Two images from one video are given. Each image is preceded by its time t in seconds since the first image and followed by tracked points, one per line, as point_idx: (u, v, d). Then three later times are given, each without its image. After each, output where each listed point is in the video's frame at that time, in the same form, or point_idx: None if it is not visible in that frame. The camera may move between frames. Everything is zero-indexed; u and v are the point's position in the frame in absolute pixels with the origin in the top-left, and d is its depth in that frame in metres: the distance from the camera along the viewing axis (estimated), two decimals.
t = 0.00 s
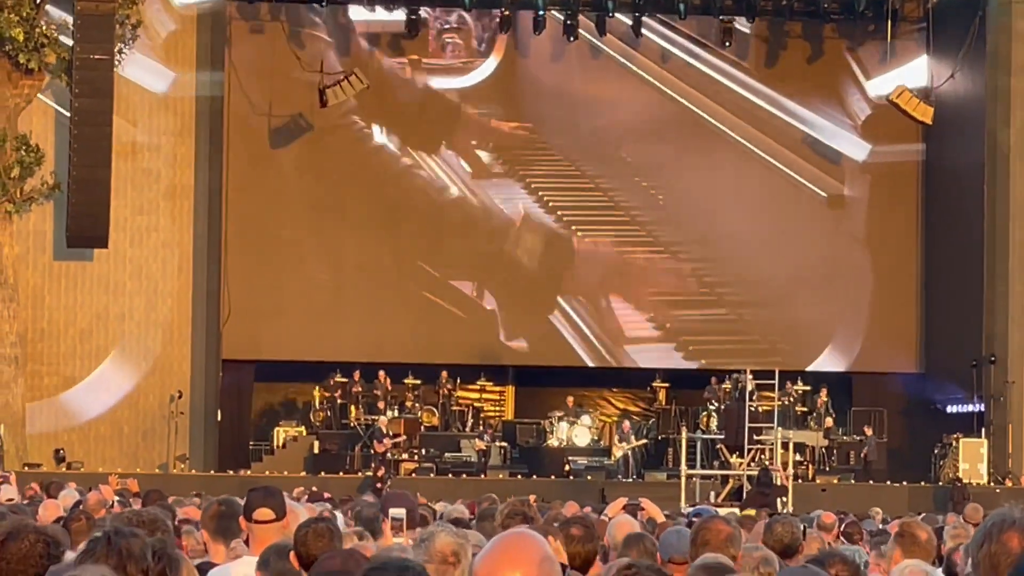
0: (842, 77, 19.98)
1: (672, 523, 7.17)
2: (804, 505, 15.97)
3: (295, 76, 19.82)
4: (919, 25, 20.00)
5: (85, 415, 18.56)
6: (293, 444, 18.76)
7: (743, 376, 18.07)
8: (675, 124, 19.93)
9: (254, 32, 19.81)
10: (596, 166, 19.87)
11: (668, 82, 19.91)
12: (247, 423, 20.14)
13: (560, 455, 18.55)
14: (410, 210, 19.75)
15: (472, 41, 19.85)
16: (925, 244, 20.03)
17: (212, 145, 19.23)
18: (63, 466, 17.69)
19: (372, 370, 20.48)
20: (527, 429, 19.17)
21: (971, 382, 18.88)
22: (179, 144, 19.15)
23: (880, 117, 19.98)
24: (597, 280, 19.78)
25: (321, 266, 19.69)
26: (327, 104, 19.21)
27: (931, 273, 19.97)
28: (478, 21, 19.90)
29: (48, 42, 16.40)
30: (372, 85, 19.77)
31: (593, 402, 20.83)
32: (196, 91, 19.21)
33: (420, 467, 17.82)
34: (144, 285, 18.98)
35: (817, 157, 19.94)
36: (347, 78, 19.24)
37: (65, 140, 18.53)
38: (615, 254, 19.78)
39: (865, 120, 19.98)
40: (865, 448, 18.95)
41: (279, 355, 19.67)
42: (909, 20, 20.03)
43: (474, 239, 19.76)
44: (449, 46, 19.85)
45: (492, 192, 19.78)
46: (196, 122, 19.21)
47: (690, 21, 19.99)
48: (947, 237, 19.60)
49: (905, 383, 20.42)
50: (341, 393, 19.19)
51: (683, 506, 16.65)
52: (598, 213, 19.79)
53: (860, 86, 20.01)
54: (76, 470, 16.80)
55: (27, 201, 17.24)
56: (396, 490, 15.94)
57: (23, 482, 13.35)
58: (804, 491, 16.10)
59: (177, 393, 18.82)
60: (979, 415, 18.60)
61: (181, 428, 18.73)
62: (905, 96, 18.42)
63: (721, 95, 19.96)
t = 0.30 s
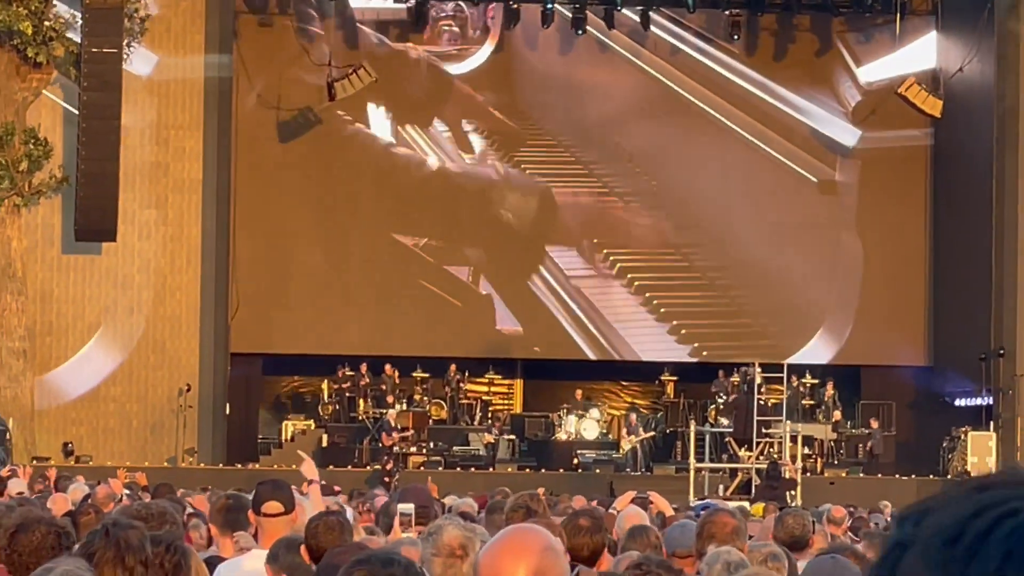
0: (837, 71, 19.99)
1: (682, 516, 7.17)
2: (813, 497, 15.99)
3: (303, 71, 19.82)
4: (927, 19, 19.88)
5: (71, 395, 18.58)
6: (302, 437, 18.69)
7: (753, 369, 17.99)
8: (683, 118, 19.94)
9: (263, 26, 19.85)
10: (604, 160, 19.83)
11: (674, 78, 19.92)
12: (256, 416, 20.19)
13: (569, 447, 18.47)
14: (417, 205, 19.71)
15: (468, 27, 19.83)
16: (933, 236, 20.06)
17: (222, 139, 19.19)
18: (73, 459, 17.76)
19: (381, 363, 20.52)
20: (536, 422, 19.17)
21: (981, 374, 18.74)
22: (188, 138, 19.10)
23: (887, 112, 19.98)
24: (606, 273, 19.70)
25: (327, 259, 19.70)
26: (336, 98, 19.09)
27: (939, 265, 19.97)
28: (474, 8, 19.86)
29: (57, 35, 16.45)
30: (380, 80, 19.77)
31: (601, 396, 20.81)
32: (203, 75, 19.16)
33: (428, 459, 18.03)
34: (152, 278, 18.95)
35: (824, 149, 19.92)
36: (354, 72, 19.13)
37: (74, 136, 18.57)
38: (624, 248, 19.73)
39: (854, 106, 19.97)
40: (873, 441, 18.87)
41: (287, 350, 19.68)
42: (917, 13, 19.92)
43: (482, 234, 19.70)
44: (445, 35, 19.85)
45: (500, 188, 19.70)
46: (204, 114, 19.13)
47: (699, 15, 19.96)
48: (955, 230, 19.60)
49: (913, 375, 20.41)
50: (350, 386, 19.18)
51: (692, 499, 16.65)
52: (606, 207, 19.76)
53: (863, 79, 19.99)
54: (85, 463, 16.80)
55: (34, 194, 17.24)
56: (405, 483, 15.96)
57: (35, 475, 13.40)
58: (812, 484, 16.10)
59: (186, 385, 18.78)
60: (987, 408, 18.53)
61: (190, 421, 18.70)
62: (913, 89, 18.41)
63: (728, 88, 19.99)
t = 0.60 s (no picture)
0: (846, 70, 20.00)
1: (694, 515, 7.15)
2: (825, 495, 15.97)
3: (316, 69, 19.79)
4: (940, 14, 19.89)
5: (60, 380, 18.63)
6: (314, 435, 18.70)
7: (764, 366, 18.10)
8: (696, 115, 19.91)
9: (277, 24, 19.88)
10: (614, 157, 19.82)
11: (685, 78, 19.87)
12: (269, 414, 20.21)
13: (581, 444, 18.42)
14: (428, 202, 19.65)
15: (468, 21, 19.79)
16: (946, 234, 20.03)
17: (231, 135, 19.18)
18: (86, 457, 17.78)
19: (394, 361, 20.53)
20: (548, 421, 19.14)
21: (994, 372, 18.81)
22: (200, 136, 19.11)
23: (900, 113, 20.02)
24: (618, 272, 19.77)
25: (336, 253, 19.65)
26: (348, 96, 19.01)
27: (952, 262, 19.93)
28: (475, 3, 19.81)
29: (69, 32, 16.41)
30: (392, 79, 19.70)
31: (614, 393, 20.81)
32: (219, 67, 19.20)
33: (441, 458, 17.91)
34: (164, 276, 18.94)
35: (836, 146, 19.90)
36: (367, 70, 18.99)
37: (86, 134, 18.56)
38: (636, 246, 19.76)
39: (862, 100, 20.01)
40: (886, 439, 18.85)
41: (293, 344, 19.57)
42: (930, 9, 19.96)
43: (495, 231, 19.63)
44: (444, 28, 19.79)
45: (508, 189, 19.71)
46: (216, 110, 19.16)
47: (712, 12, 19.93)
48: (968, 228, 19.57)
49: (926, 373, 20.37)
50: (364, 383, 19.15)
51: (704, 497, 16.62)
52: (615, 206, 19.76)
53: (871, 77, 20.03)
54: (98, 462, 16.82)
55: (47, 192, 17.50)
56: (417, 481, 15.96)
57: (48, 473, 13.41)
58: (824, 481, 16.10)
59: (198, 384, 18.75)
60: (1000, 406, 18.47)
61: (202, 419, 18.68)
62: (926, 87, 18.40)
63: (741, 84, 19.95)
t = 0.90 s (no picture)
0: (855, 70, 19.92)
1: (703, 515, 7.16)
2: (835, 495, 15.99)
3: (325, 70, 19.75)
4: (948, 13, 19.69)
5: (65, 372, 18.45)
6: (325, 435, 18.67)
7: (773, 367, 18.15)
8: (706, 114, 19.88)
9: (285, 20, 19.77)
10: (630, 157, 19.85)
11: (695, 77, 19.83)
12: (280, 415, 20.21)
13: (591, 445, 18.46)
14: (444, 203, 19.79)
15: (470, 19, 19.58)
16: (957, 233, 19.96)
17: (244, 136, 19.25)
18: (95, 458, 17.76)
19: (404, 362, 20.56)
20: (559, 421, 19.04)
21: (1003, 372, 18.77)
22: (210, 137, 18.85)
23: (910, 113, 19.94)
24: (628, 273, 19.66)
25: (350, 254, 19.76)
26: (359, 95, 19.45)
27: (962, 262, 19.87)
28: None
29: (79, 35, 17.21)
30: (402, 78, 19.76)
31: (624, 393, 20.82)
32: (228, 68, 18.94)
33: (451, 458, 17.97)
34: (175, 278, 18.69)
35: (845, 146, 19.89)
36: (377, 71, 19.40)
37: (96, 132, 18.25)
38: (646, 246, 19.75)
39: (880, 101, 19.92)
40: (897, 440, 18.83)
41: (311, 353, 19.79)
42: (941, 7, 19.82)
43: (507, 232, 19.67)
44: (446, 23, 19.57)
45: (527, 185, 19.74)
46: (227, 111, 18.94)
47: (723, 10, 19.84)
48: (978, 228, 19.53)
49: (936, 373, 20.35)
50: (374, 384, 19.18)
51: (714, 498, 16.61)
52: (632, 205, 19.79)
53: (882, 76, 19.94)
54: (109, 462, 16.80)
55: (58, 192, 18.00)
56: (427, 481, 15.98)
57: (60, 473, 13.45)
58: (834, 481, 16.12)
59: (209, 384, 18.58)
60: (1011, 406, 18.44)
61: (213, 420, 18.48)
62: (936, 87, 18.36)
63: (752, 84, 19.90)
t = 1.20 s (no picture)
0: (865, 80, 19.92)
1: (714, 524, 7.12)
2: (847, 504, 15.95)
3: (334, 79, 19.73)
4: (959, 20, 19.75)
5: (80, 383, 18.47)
6: (337, 444, 18.66)
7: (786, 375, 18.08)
8: (717, 122, 19.88)
9: (295, 30, 19.75)
10: (652, 157, 19.84)
11: (705, 86, 19.82)
12: (291, 423, 20.22)
13: (603, 455, 18.44)
14: (457, 212, 19.90)
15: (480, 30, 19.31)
16: (968, 240, 19.91)
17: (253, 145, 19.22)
18: (106, 467, 17.72)
19: (415, 371, 20.58)
20: (570, 429, 19.14)
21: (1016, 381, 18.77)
22: (221, 146, 18.84)
23: (921, 121, 19.91)
24: (640, 279, 19.71)
25: (361, 262, 19.75)
26: (369, 104, 19.68)
27: (974, 270, 19.84)
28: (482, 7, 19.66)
29: (91, 44, 17.29)
30: (413, 87, 19.78)
31: (636, 402, 20.85)
32: (239, 76, 18.97)
33: (462, 467, 18.00)
34: (186, 286, 18.71)
35: (855, 155, 19.89)
36: (388, 80, 19.66)
37: (107, 139, 18.50)
38: (658, 254, 19.77)
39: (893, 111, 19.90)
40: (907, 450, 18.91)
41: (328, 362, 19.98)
42: (950, 17, 19.78)
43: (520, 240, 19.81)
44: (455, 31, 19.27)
45: (551, 185, 19.82)
46: (237, 119, 18.93)
47: (733, 19, 19.73)
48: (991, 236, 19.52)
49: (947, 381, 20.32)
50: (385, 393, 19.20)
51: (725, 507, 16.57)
52: (651, 207, 19.83)
53: (892, 85, 19.91)
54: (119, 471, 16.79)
55: (69, 202, 17.96)
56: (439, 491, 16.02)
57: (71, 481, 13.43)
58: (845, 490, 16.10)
59: (220, 393, 18.62)
60: None
61: (224, 428, 18.58)
62: (948, 96, 18.34)
63: (762, 92, 19.89)
